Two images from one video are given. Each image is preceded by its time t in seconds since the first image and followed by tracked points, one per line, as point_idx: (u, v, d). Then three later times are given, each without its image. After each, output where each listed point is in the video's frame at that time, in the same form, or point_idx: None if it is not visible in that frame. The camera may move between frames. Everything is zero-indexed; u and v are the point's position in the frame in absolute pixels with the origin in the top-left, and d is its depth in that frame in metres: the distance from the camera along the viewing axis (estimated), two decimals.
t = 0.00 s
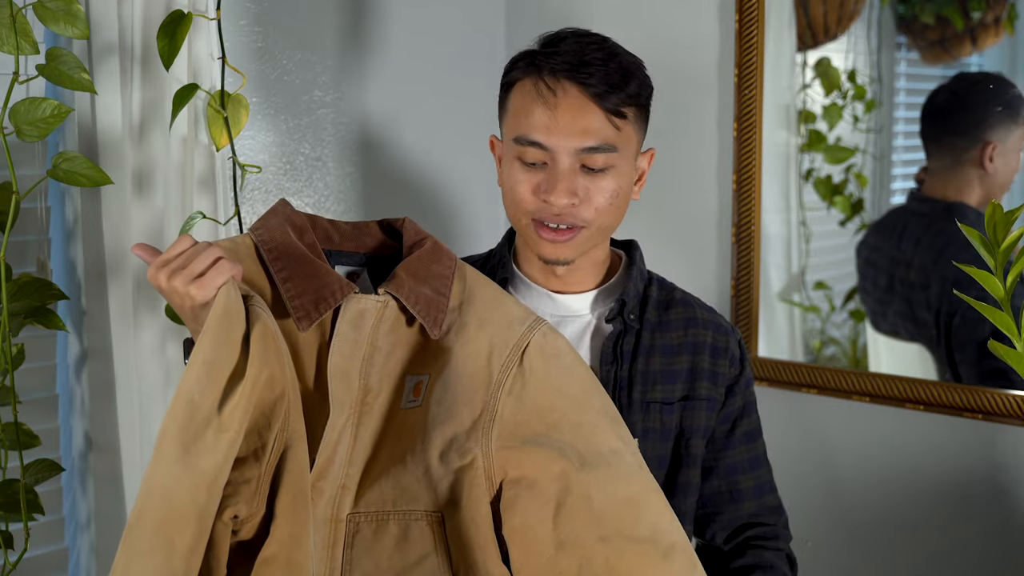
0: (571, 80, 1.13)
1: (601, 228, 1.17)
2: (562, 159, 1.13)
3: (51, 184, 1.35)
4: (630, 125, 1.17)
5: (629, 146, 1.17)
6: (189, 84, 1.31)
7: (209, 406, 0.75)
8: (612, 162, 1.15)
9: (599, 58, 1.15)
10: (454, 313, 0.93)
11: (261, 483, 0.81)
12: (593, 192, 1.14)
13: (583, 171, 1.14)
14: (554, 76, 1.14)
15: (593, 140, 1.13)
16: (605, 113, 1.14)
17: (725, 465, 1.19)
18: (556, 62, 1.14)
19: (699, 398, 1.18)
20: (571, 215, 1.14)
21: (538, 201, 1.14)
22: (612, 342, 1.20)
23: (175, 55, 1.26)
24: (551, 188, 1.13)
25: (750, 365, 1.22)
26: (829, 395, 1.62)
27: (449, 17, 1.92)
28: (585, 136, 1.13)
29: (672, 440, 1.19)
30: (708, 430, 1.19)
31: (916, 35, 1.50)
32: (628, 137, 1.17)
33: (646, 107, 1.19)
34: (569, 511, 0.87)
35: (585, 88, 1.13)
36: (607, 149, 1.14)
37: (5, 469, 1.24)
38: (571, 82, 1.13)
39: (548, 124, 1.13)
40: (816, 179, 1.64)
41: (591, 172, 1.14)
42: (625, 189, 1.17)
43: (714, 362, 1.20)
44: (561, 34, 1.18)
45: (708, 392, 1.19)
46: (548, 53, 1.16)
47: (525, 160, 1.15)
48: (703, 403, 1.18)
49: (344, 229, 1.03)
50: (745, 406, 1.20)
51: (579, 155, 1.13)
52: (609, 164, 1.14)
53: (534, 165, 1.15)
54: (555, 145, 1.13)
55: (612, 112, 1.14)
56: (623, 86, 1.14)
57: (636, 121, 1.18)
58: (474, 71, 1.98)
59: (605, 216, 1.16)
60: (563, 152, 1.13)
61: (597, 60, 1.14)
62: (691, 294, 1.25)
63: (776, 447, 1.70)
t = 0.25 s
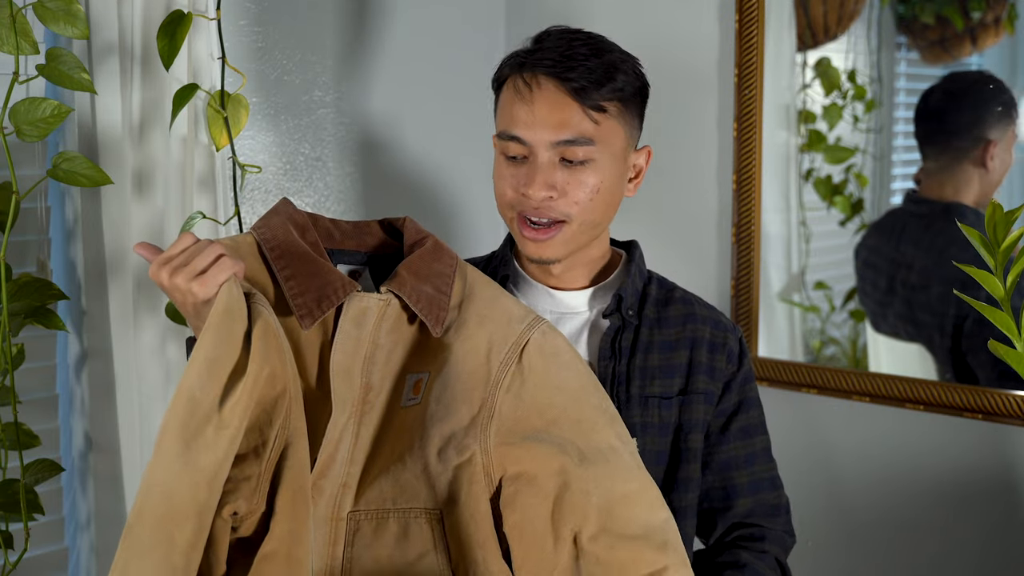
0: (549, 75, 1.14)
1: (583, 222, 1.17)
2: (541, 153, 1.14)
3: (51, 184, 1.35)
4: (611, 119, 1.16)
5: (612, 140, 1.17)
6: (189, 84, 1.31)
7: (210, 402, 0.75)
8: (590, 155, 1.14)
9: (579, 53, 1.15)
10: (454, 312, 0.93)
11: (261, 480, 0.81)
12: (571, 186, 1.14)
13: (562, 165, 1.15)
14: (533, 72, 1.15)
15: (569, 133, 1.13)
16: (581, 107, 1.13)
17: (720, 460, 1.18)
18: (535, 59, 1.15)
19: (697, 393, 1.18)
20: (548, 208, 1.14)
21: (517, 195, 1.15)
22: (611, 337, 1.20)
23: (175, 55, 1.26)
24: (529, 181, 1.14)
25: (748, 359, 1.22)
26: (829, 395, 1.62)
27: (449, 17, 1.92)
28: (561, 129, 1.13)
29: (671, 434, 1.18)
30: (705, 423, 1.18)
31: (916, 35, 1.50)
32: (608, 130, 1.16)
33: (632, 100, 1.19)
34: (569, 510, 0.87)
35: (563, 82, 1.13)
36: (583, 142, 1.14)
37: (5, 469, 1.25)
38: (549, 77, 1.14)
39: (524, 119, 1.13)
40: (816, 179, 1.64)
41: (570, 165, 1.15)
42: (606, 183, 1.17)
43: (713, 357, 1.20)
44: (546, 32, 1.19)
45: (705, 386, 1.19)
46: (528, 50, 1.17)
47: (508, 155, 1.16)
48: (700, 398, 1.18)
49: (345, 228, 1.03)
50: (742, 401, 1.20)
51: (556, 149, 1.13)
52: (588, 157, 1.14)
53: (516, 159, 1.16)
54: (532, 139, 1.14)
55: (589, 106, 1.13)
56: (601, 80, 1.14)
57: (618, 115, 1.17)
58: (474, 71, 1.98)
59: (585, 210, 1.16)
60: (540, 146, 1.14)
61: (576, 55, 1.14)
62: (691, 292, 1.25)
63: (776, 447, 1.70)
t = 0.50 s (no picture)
0: (518, 70, 1.17)
1: (571, 207, 1.17)
2: (519, 143, 1.16)
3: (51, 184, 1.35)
4: (583, 102, 1.18)
5: (588, 121, 1.19)
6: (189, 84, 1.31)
7: (221, 380, 0.74)
8: (567, 137, 1.16)
9: (544, 47, 1.19)
10: (459, 305, 0.93)
11: (268, 459, 0.79)
12: (552, 170, 1.15)
13: (541, 151, 1.16)
14: (502, 70, 1.19)
15: (543, 119, 1.15)
16: (552, 93, 1.16)
17: (710, 462, 1.15)
18: (504, 60, 1.19)
19: (692, 391, 1.16)
20: (534, 194, 1.15)
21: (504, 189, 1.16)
22: (608, 336, 1.21)
23: (175, 56, 1.26)
24: (511, 172, 1.16)
25: (746, 362, 1.21)
26: (830, 395, 1.62)
27: (448, 17, 1.92)
28: (534, 115, 1.15)
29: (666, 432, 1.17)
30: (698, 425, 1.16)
31: (916, 35, 1.50)
32: (582, 113, 1.18)
33: (602, 82, 1.21)
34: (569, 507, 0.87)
35: (529, 70, 1.17)
36: (558, 125, 1.15)
37: (5, 469, 1.25)
38: (517, 72, 1.17)
39: (498, 112, 1.16)
40: (816, 179, 1.64)
41: (549, 150, 1.16)
42: (588, 166, 1.18)
43: (709, 359, 1.19)
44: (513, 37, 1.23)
45: (701, 385, 1.17)
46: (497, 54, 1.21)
47: (491, 153, 1.19)
48: (694, 398, 1.16)
49: (353, 219, 1.03)
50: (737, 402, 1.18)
51: (532, 136, 1.15)
52: (565, 140, 1.16)
53: (499, 156, 1.18)
54: (509, 131, 1.16)
55: (558, 90, 1.16)
56: (568, 66, 1.17)
57: (590, 98, 1.19)
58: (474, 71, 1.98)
59: (571, 193, 1.17)
60: (517, 136, 1.16)
61: (543, 49, 1.18)
62: (691, 293, 1.26)
63: (776, 447, 1.70)
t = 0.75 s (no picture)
0: (513, 72, 1.17)
1: (562, 210, 1.17)
2: (511, 146, 1.16)
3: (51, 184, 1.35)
4: (577, 106, 1.18)
5: (581, 126, 1.19)
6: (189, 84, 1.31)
7: (216, 378, 0.74)
8: (560, 142, 1.16)
9: (541, 50, 1.18)
10: (454, 306, 0.93)
11: (263, 459, 0.79)
12: (544, 174, 1.15)
13: (534, 155, 1.16)
14: (497, 72, 1.18)
15: (536, 123, 1.15)
16: (546, 97, 1.16)
17: (717, 452, 1.16)
18: (500, 61, 1.19)
19: (693, 385, 1.17)
20: (524, 198, 1.15)
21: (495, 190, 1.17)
22: (607, 333, 1.20)
23: (175, 55, 1.26)
24: (503, 175, 1.16)
25: (745, 352, 1.21)
26: (829, 395, 1.62)
27: (447, 16, 1.92)
28: (527, 119, 1.15)
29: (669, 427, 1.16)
30: (702, 417, 1.16)
31: (916, 35, 1.50)
32: (576, 117, 1.18)
33: (598, 86, 1.21)
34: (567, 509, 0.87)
35: (524, 73, 1.17)
36: (550, 130, 1.15)
37: (5, 469, 1.25)
38: (512, 74, 1.17)
39: (491, 115, 1.16)
40: (816, 179, 1.64)
41: (542, 155, 1.16)
42: (581, 170, 1.18)
43: (709, 351, 1.19)
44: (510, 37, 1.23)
45: (702, 377, 1.17)
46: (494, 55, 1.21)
47: (484, 154, 1.19)
48: (697, 389, 1.16)
49: (342, 223, 1.04)
50: (739, 391, 1.19)
51: (525, 140, 1.15)
52: (558, 145, 1.16)
53: (491, 157, 1.18)
54: (502, 134, 1.16)
55: (553, 95, 1.16)
56: (563, 70, 1.17)
57: (584, 102, 1.19)
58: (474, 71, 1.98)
59: (561, 197, 1.17)
60: (510, 139, 1.16)
61: (538, 52, 1.18)
62: (687, 287, 1.26)
63: (776, 447, 1.70)
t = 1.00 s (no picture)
0: (509, 78, 1.16)
1: (558, 218, 1.18)
2: (507, 153, 1.16)
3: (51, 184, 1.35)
4: (574, 113, 1.18)
5: (577, 132, 1.18)
6: (189, 84, 1.31)
7: (225, 389, 0.74)
8: (556, 150, 1.16)
9: (538, 55, 1.18)
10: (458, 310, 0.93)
11: (275, 468, 0.79)
12: (540, 182, 1.16)
13: (530, 163, 1.17)
14: (494, 77, 1.18)
15: (532, 131, 1.15)
16: (542, 105, 1.16)
17: (722, 456, 1.16)
18: (497, 66, 1.18)
19: (694, 390, 1.17)
20: (518, 206, 1.16)
21: (491, 196, 1.17)
22: (609, 336, 1.20)
23: (174, 55, 1.26)
24: (498, 183, 1.16)
25: (747, 354, 1.21)
26: (829, 395, 1.62)
27: (447, 16, 1.91)
28: (522, 127, 1.15)
29: (671, 431, 1.17)
30: (705, 423, 1.16)
31: (916, 35, 1.50)
32: (573, 124, 1.18)
33: (595, 90, 1.20)
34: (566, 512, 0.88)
35: (520, 80, 1.16)
36: (546, 138, 1.16)
37: (5, 470, 1.25)
38: (508, 80, 1.17)
39: (488, 121, 1.16)
40: (816, 179, 1.64)
41: (538, 162, 1.17)
42: (577, 177, 1.18)
43: (710, 355, 1.19)
44: (507, 39, 1.22)
45: (704, 383, 1.17)
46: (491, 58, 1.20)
47: (481, 159, 1.19)
48: (698, 394, 1.16)
49: (345, 226, 1.04)
50: (742, 395, 1.19)
51: (521, 147, 1.16)
52: (553, 153, 1.16)
53: (489, 163, 1.19)
54: (498, 141, 1.16)
55: (549, 102, 1.16)
56: (561, 76, 1.16)
57: (581, 108, 1.18)
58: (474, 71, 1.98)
59: (556, 205, 1.17)
60: (505, 147, 1.16)
61: (535, 57, 1.17)
62: (687, 291, 1.25)
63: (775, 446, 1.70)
